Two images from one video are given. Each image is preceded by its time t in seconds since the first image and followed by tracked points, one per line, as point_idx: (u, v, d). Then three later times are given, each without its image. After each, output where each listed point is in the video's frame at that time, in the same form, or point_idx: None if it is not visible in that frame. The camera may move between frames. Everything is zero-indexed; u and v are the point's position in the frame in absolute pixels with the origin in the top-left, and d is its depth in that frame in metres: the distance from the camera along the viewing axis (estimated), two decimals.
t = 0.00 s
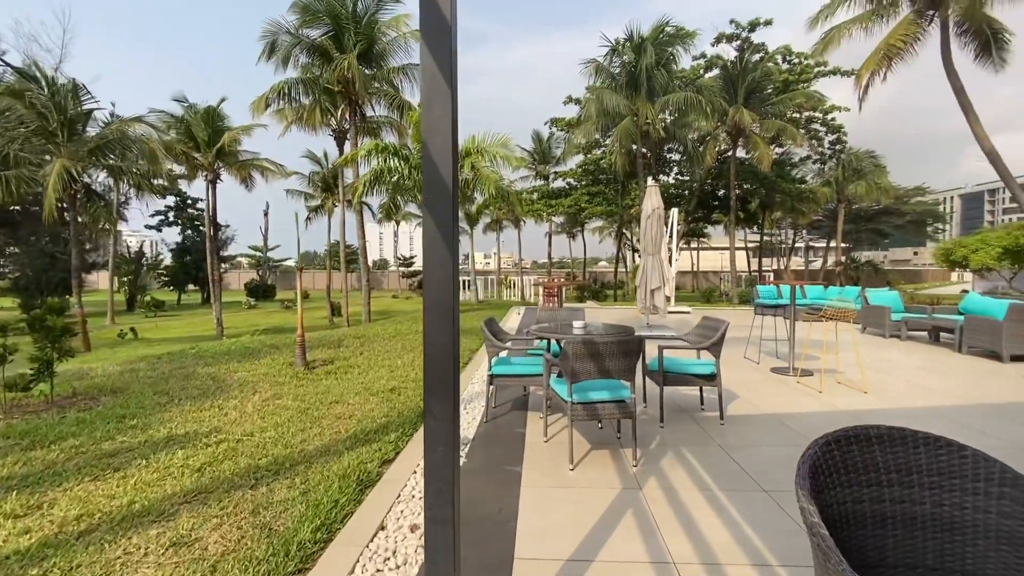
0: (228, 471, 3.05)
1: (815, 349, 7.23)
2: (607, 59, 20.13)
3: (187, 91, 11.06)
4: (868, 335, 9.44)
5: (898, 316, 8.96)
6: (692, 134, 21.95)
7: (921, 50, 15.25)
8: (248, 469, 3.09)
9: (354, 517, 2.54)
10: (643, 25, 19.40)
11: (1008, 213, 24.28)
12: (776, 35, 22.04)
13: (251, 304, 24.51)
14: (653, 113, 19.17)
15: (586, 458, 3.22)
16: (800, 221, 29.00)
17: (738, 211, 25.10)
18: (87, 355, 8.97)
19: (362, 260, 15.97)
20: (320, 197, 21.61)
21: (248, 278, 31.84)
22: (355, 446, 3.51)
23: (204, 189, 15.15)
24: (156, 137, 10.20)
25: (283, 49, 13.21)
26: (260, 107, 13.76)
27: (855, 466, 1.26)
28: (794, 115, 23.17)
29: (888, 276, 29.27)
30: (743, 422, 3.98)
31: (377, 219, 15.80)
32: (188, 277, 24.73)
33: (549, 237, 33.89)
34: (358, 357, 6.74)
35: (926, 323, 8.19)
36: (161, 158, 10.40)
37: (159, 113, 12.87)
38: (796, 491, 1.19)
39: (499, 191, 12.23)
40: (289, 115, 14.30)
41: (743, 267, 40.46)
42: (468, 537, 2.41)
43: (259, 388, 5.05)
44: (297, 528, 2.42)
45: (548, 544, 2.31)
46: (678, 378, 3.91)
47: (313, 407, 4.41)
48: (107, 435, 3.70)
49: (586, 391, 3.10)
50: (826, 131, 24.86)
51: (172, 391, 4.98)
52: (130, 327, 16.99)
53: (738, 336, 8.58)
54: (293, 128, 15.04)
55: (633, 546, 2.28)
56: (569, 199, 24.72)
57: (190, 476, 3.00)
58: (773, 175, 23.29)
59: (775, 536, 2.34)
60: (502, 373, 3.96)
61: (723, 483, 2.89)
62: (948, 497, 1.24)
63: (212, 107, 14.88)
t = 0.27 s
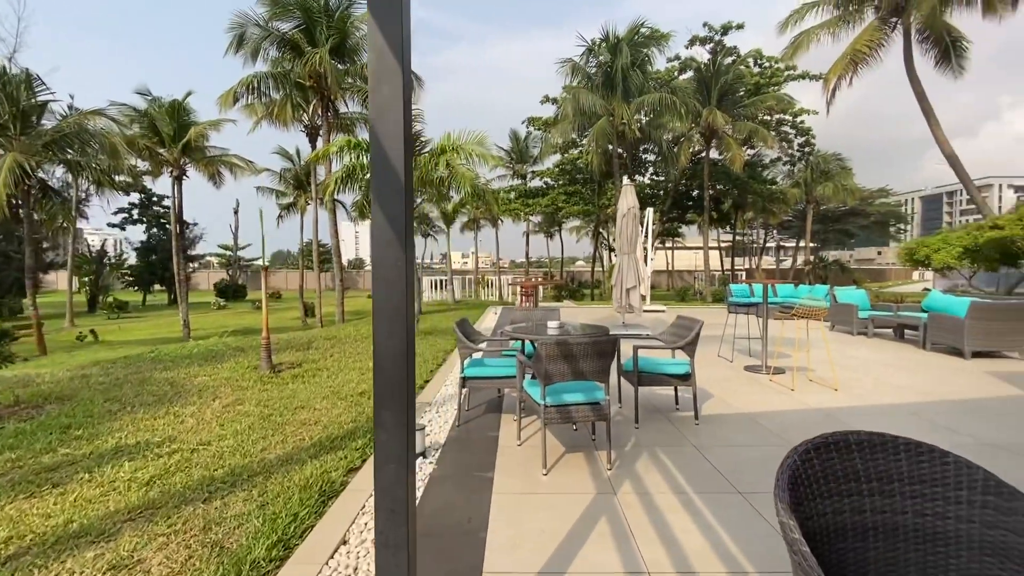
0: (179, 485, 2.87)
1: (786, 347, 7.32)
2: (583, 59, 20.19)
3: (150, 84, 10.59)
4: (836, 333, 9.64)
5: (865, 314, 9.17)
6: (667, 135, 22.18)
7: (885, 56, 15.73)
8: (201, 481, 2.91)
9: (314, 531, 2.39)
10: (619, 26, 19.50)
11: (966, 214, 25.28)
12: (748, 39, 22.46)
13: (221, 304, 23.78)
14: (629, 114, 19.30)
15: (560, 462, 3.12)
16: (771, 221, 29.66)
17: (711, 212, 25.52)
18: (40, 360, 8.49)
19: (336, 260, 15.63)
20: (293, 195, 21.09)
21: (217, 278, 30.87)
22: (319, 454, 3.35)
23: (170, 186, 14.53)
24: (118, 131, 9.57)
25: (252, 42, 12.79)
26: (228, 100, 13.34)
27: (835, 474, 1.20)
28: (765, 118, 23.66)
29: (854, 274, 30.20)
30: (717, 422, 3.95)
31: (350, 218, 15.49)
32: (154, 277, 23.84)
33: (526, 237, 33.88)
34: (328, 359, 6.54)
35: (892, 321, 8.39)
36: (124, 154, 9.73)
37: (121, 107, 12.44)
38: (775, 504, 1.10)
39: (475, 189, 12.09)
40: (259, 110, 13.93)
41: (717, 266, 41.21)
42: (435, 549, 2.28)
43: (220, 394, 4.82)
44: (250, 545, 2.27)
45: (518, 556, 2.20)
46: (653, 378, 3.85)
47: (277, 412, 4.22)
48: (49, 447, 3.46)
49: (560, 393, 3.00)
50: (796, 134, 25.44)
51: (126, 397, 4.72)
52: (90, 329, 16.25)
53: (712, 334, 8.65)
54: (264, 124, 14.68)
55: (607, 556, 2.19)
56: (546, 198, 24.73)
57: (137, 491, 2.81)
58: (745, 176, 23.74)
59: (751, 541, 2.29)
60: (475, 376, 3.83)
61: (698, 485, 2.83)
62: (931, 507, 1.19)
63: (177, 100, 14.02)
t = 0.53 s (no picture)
0: (124, 500, 2.67)
1: (759, 345, 7.40)
2: (559, 58, 20.20)
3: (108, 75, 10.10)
4: (806, 330, 9.82)
5: (833, 312, 9.36)
6: (642, 136, 22.37)
7: (851, 62, 16.17)
8: (149, 496, 2.72)
9: (270, 547, 2.23)
10: (594, 26, 19.54)
11: (926, 215, 26.26)
12: (720, 42, 22.85)
13: (187, 305, 22.96)
14: (604, 114, 19.40)
15: (534, 467, 3.01)
16: (742, 222, 30.28)
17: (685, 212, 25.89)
18: None
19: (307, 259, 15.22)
20: (262, 192, 20.50)
21: (184, 278, 29.84)
22: (281, 463, 3.17)
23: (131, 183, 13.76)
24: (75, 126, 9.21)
25: (218, 34, 12.11)
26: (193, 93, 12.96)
27: (823, 483, 1.17)
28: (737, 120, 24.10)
29: (821, 274, 31.09)
30: (693, 422, 3.90)
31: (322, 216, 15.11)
32: (116, 277, 22.87)
33: (503, 236, 33.78)
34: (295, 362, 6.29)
35: (859, 319, 8.58)
36: (81, 149, 9.35)
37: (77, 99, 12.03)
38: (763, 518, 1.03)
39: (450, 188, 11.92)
40: (227, 105, 13.52)
41: (690, 265, 41.88)
42: (400, 562, 2.15)
43: (177, 399, 4.57)
44: (198, 566, 2.08)
45: (489, 568, 2.08)
46: (628, 378, 3.78)
47: (238, 419, 4.00)
48: None
49: (534, 395, 2.89)
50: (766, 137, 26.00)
51: (73, 404, 4.43)
52: (46, 332, 15.46)
53: (687, 333, 8.71)
54: (231, 119, 14.34)
55: (583, 566, 2.09)
56: (523, 198, 24.69)
57: (76, 507, 2.61)
58: (717, 177, 24.16)
59: (729, 546, 2.22)
60: (447, 378, 3.69)
61: (674, 488, 2.76)
62: (922, 517, 1.19)
63: (139, 93, 13.32)
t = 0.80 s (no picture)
0: (58, 524, 2.43)
1: (734, 344, 7.44)
2: (534, 58, 20.12)
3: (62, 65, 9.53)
4: (779, 329, 9.95)
5: (805, 311, 9.50)
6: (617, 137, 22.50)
7: (818, 67, 16.55)
8: (87, 518, 2.47)
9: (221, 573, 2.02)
10: (570, 26, 19.48)
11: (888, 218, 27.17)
12: (692, 45, 23.13)
13: (151, 306, 22.04)
14: (580, 114, 19.42)
15: (511, 476, 2.87)
16: (714, 222, 30.84)
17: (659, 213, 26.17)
18: None
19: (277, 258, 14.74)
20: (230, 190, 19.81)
21: (148, 278, 28.68)
22: (239, 477, 2.95)
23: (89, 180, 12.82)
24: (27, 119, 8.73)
25: (181, 25, 11.29)
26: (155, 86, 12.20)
27: (831, 505, 1.16)
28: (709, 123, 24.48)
29: (790, 273, 31.90)
30: (673, 424, 3.82)
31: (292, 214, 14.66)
32: (74, 277, 21.77)
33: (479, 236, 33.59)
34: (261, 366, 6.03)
35: (829, 317, 8.73)
36: (32, 143, 8.83)
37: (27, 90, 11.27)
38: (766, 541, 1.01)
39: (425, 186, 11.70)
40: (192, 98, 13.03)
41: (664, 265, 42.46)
42: None
43: (129, 409, 4.26)
44: None
45: None
46: (608, 380, 3.67)
47: (195, 429, 3.74)
48: None
49: (511, 401, 2.75)
50: (736, 139, 26.40)
51: (11, 416, 4.07)
52: None
53: (663, 333, 8.70)
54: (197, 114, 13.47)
55: None
56: (499, 197, 24.55)
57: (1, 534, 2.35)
58: (690, 178, 24.50)
59: (715, 558, 2.12)
60: (419, 383, 3.52)
61: (657, 496, 2.66)
62: (938, 541, 1.17)
63: (96, 85, 12.60)
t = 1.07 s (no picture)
0: None
1: (709, 345, 7.46)
2: (509, 57, 20.01)
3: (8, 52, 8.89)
4: (751, 329, 10.07)
5: (776, 312, 9.62)
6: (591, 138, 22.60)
7: (785, 73, 16.93)
8: (13, 551, 2.21)
9: None
10: (544, 26, 19.38)
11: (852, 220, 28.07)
12: (665, 49, 23.43)
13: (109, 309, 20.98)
14: (554, 115, 19.40)
15: (486, 489, 2.72)
16: (685, 224, 31.34)
17: (632, 214, 26.41)
18: None
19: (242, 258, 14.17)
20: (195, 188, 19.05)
21: (106, 279, 27.34)
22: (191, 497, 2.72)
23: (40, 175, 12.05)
24: None
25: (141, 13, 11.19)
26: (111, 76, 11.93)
27: (846, 538, 1.17)
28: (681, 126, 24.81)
29: (758, 274, 32.63)
30: (653, 429, 3.74)
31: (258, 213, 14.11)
32: (25, 278, 20.55)
33: (454, 236, 33.30)
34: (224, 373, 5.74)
35: (800, 318, 8.86)
36: None
37: None
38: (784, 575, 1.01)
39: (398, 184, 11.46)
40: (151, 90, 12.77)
41: (637, 266, 42.95)
42: None
43: (73, 421, 3.93)
44: None
45: None
46: (586, 385, 3.56)
47: (145, 444, 3.46)
48: None
49: (486, 410, 2.61)
50: (707, 142, 26.68)
51: None
52: None
53: (639, 334, 8.68)
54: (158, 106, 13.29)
55: None
56: (474, 197, 24.35)
57: None
58: (663, 181, 24.79)
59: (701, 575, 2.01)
60: (389, 392, 3.33)
61: (640, 507, 2.55)
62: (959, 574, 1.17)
63: (49, 76, 11.63)
